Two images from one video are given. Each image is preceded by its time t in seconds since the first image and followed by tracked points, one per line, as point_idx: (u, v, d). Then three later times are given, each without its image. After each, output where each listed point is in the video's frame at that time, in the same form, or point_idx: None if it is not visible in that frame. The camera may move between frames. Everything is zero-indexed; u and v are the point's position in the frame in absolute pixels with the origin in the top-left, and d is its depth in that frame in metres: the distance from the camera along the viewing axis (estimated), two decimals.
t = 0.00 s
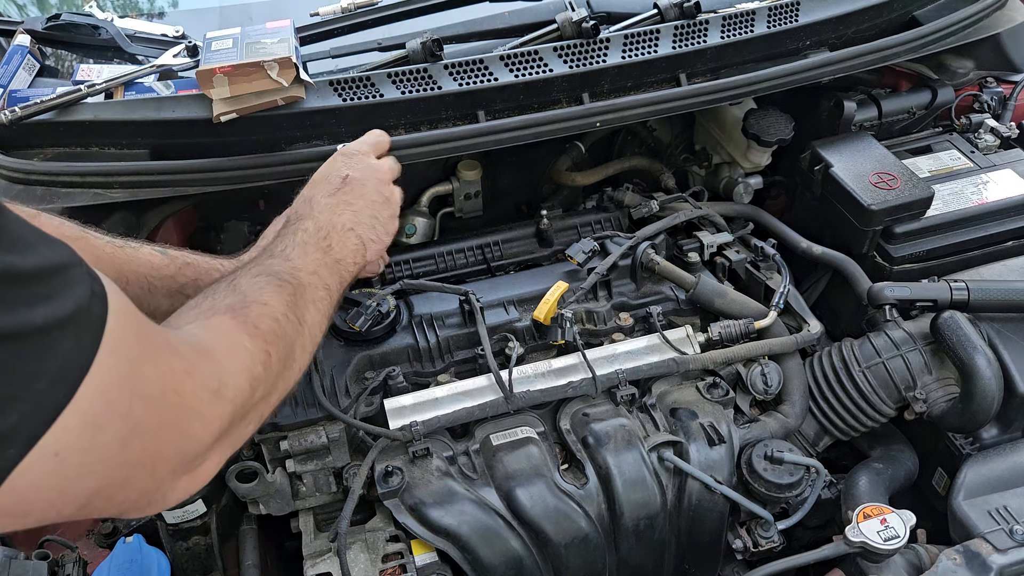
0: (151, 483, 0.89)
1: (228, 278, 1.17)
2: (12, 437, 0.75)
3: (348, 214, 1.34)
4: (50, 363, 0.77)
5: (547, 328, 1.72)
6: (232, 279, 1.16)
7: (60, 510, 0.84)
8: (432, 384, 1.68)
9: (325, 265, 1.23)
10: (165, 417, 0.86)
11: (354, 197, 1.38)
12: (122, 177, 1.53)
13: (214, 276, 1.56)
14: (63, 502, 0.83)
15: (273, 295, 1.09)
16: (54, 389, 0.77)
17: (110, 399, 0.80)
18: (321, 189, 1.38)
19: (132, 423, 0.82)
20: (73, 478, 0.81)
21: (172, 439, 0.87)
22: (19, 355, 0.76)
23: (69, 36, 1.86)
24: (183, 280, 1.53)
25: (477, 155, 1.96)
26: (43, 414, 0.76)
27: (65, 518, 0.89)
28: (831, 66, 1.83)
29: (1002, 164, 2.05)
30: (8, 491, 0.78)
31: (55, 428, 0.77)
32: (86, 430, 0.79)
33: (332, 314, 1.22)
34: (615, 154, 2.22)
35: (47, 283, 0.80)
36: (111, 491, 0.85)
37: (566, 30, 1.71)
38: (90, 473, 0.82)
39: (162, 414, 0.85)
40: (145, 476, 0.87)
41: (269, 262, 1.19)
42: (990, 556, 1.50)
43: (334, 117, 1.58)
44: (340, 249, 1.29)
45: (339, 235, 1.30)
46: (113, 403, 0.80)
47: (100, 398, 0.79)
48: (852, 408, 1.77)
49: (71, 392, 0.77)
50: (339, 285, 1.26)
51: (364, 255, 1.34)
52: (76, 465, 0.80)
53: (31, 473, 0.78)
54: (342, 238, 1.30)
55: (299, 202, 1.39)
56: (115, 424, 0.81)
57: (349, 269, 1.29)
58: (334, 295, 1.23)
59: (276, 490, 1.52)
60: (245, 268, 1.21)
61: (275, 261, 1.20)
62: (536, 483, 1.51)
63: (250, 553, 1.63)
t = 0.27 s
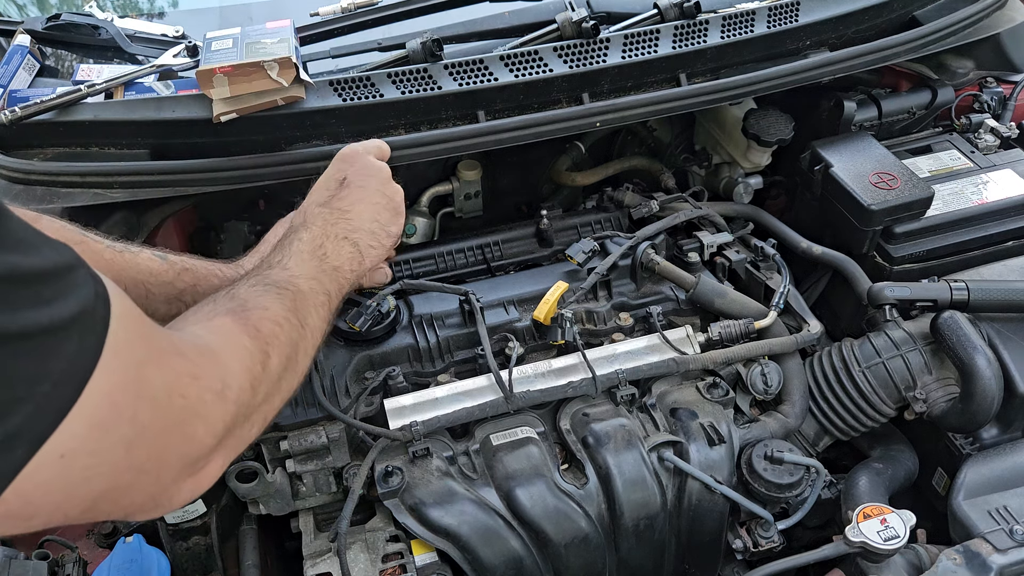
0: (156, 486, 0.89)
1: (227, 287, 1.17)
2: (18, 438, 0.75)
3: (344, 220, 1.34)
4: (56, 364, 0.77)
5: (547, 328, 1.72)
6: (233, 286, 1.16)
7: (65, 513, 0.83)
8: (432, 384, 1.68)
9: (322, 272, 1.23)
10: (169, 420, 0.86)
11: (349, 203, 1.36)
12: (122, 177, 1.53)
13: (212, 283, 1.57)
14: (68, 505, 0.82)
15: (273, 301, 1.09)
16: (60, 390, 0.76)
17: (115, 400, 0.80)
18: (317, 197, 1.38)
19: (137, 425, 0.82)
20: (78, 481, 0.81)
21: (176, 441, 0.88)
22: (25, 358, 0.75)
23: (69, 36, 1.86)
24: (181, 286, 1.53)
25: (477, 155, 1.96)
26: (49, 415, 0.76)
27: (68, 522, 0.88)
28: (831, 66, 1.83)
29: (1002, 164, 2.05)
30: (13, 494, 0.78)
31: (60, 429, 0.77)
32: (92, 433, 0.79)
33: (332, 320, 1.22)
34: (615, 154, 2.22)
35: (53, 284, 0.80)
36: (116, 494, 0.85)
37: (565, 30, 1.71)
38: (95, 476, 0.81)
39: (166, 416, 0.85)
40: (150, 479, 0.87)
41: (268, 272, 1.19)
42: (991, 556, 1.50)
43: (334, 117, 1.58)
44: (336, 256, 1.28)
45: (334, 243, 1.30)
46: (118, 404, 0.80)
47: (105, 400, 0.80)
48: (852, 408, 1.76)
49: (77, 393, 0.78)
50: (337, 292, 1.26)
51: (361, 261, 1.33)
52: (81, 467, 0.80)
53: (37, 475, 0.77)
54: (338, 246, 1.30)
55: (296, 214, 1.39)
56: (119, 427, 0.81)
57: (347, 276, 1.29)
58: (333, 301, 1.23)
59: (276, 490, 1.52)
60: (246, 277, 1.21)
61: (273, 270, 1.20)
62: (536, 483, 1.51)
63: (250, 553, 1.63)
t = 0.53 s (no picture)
0: (161, 482, 0.89)
1: (224, 283, 1.17)
2: (23, 437, 0.75)
3: (340, 216, 1.34)
4: (59, 362, 0.76)
5: (547, 328, 1.72)
6: (228, 282, 1.15)
7: (70, 511, 0.83)
8: (432, 384, 1.68)
9: (319, 268, 1.24)
10: (172, 416, 0.86)
11: (344, 199, 1.37)
12: (122, 177, 1.53)
13: (213, 277, 1.56)
14: (73, 504, 0.82)
15: (270, 297, 1.09)
16: (64, 388, 0.76)
17: (119, 398, 0.80)
18: (313, 193, 1.37)
19: (141, 422, 0.83)
20: (83, 480, 0.81)
21: (180, 437, 0.88)
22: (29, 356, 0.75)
23: (69, 36, 1.86)
24: (181, 281, 1.53)
25: (477, 155, 1.96)
26: (54, 413, 0.76)
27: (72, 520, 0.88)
28: (831, 66, 1.83)
29: (1002, 164, 2.05)
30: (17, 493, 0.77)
31: (65, 428, 0.77)
32: (97, 431, 0.79)
33: (328, 315, 1.22)
34: (615, 154, 2.22)
35: (56, 283, 0.80)
36: (120, 491, 0.85)
37: (566, 30, 1.71)
38: (100, 474, 0.82)
39: (170, 412, 0.85)
40: (154, 476, 0.87)
41: (265, 266, 1.19)
42: (991, 556, 1.50)
43: (334, 117, 1.58)
44: (333, 252, 1.29)
45: (331, 240, 1.30)
46: (122, 402, 0.80)
47: (109, 398, 0.79)
48: (852, 408, 1.76)
49: (81, 391, 0.77)
50: (335, 287, 1.26)
51: (357, 257, 1.34)
52: (86, 465, 0.80)
53: (42, 474, 0.77)
54: (336, 241, 1.30)
55: (291, 208, 1.37)
56: (124, 424, 0.81)
57: (343, 272, 1.29)
58: (329, 294, 1.23)
59: (276, 490, 1.52)
60: (241, 271, 1.21)
61: (270, 265, 1.20)
62: (536, 483, 1.51)
63: (250, 553, 1.63)
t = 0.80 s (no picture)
0: (162, 478, 0.89)
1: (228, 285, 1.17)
2: (22, 431, 0.75)
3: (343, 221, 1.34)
4: (59, 355, 0.76)
5: (547, 328, 1.72)
6: (232, 284, 1.16)
7: (71, 507, 0.84)
8: (432, 384, 1.68)
9: (322, 272, 1.24)
10: (175, 412, 0.86)
11: (347, 204, 1.36)
12: (122, 177, 1.53)
13: (211, 277, 1.57)
14: (74, 499, 0.83)
15: (273, 296, 1.10)
16: (63, 381, 0.76)
17: (120, 393, 0.80)
18: (314, 202, 1.38)
19: (143, 418, 0.83)
20: (84, 476, 0.81)
21: (182, 434, 0.88)
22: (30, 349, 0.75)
23: (69, 36, 1.86)
24: (180, 281, 1.53)
25: (477, 155, 1.96)
26: (53, 407, 0.76)
27: (73, 516, 0.88)
28: (831, 66, 1.83)
29: (1002, 164, 2.05)
30: (17, 489, 0.78)
31: (65, 423, 0.77)
32: (99, 426, 0.79)
33: (332, 315, 1.22)
34: (615, 154, 2.22)
35: (55, 277, 0.80)
36: (122, 487, 0.86)
37: (565, 30, 1.71)
38: (102, 469, 0.82)
39: (172, 409, 0.86)
40: (156, 472, 0.88)
41: (269, 271, 1.19)
42: (991, 556, 1.50)
43: (334, 117, 1.58)
44: (335, 257, 1.28)
45: (334, 244, 1.30)
46: (123, 398, 0.80)
47: (111, 393, 0.80)
48: (852, 408, 1.76)
49: (80, 386, 0.77)
50: (338, 291, 1.26)
51: (360, 262, 1.33)
52: (88, 460, 0.80)
53: (43, 470, 0.77)
54: (337, 246, 1.30)
55: (292, 223, 1.39)
56: (125, 420, 0.81)
57: (346, 275, 1.29)
58: (333, 294, 1.23)
59: (276, 490, 1.52)
60: (246, 276, 1.21)
61: (273, 270, 1.20)
62: (536, 483, 1.51)
63: (250, 553, 1.63)
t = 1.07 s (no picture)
0: (152, 488, 0.89)
1: (229, 284, 1.17)
2: (8, 440, 0.75)
3: (349, 217, 1.34)
4: (45, 364, 0.76)
5: (547, 328, 1.72)
6: (234, 282, 1.16)
7: (58, 517, 0.83)
8: (432, 384, 1.68)
9: (326, 270, 1.23)
10: (165, 422, 0.86)
11: (354, 200, 1.37)
12: (122, 178, 1.53)
13: (208, 278, 1.57)
14: (60, 510, 0.82)
15: (274, 302, 1.09)
16: (49, 390, 0.76)
17: (107, 404, 0.80)
18: (321, 191, 1.37)
19: (131, 429, 0.82)
20: (72, 486, 0.80)
21: (172, 443, 0.88)
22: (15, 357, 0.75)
23: (69, 36, 1.86)
24: (176, 283, 1.53)
25: (477, 155, 1.96)
26: (40, 416, 0.76)
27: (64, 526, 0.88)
28: (831, 66, 1.83)
29: (1002, 164, 2.05)
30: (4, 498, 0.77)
31: (50, 433, 0.77)
32: (86, 436, 0.79)
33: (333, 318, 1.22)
34: (615, 154, 2.22)
35: (37, 285, 0.80)
36: (109, 498, 0.85)
37: (566, 30, 1.71)
38: (88, 480, 0.81)
39: (162, 418, 0.85)
40: (145, 483, 0.87)
41: (271, 267, 1.19)
42: (991, 556, 1.50)
43: (334, 117, 1.58)
44: (342, 254, 1.29)
45: (339, 241, 1.30)
46: (111, 409, 0.80)
47: (97, 404, 0.79)
48: (852, 408, 1.76)
49: (66, 396, 0.77)
50: (341, 290, 1.26)
51: (365, 260, 1.33)
52: (73, 472, 0.80)
53: (27, 480, 0.77)
54: (344, 244, 1.30)
55: (298, 203, 1.38)
56: (113, 430, 0.81)
57: (350, 274, 1.29)
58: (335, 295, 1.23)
59: (276, 490, 1.52)
60: (247, 271, 1.21)
61: (276, 265, 1.20)
62: (536, 483, 1.51)
63: (250, 553, 1.63)
